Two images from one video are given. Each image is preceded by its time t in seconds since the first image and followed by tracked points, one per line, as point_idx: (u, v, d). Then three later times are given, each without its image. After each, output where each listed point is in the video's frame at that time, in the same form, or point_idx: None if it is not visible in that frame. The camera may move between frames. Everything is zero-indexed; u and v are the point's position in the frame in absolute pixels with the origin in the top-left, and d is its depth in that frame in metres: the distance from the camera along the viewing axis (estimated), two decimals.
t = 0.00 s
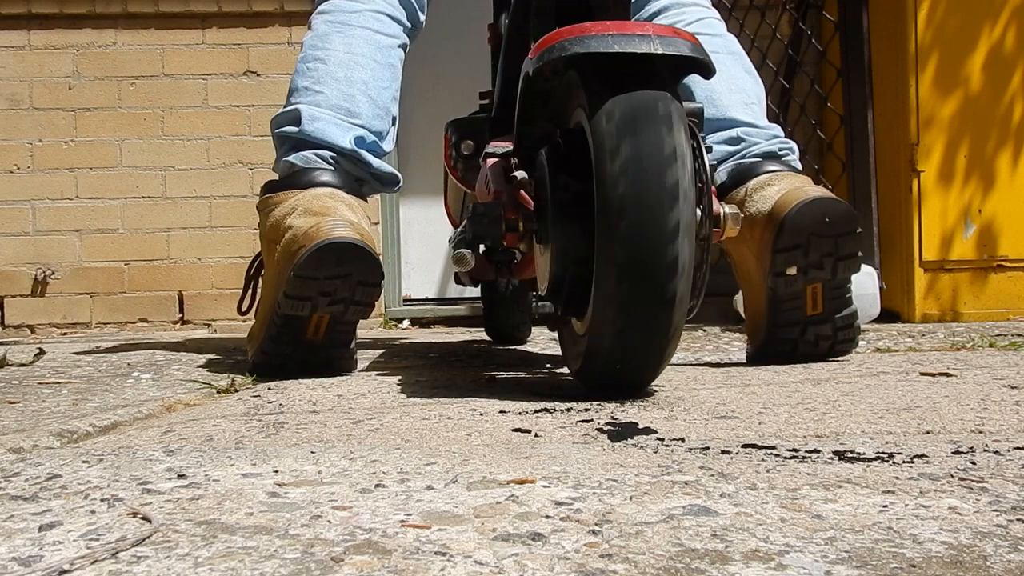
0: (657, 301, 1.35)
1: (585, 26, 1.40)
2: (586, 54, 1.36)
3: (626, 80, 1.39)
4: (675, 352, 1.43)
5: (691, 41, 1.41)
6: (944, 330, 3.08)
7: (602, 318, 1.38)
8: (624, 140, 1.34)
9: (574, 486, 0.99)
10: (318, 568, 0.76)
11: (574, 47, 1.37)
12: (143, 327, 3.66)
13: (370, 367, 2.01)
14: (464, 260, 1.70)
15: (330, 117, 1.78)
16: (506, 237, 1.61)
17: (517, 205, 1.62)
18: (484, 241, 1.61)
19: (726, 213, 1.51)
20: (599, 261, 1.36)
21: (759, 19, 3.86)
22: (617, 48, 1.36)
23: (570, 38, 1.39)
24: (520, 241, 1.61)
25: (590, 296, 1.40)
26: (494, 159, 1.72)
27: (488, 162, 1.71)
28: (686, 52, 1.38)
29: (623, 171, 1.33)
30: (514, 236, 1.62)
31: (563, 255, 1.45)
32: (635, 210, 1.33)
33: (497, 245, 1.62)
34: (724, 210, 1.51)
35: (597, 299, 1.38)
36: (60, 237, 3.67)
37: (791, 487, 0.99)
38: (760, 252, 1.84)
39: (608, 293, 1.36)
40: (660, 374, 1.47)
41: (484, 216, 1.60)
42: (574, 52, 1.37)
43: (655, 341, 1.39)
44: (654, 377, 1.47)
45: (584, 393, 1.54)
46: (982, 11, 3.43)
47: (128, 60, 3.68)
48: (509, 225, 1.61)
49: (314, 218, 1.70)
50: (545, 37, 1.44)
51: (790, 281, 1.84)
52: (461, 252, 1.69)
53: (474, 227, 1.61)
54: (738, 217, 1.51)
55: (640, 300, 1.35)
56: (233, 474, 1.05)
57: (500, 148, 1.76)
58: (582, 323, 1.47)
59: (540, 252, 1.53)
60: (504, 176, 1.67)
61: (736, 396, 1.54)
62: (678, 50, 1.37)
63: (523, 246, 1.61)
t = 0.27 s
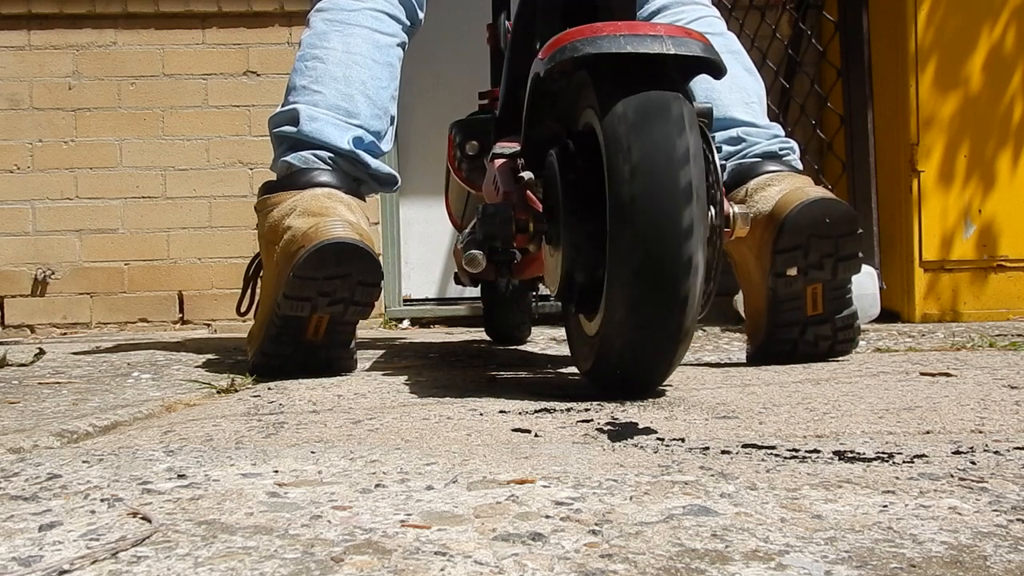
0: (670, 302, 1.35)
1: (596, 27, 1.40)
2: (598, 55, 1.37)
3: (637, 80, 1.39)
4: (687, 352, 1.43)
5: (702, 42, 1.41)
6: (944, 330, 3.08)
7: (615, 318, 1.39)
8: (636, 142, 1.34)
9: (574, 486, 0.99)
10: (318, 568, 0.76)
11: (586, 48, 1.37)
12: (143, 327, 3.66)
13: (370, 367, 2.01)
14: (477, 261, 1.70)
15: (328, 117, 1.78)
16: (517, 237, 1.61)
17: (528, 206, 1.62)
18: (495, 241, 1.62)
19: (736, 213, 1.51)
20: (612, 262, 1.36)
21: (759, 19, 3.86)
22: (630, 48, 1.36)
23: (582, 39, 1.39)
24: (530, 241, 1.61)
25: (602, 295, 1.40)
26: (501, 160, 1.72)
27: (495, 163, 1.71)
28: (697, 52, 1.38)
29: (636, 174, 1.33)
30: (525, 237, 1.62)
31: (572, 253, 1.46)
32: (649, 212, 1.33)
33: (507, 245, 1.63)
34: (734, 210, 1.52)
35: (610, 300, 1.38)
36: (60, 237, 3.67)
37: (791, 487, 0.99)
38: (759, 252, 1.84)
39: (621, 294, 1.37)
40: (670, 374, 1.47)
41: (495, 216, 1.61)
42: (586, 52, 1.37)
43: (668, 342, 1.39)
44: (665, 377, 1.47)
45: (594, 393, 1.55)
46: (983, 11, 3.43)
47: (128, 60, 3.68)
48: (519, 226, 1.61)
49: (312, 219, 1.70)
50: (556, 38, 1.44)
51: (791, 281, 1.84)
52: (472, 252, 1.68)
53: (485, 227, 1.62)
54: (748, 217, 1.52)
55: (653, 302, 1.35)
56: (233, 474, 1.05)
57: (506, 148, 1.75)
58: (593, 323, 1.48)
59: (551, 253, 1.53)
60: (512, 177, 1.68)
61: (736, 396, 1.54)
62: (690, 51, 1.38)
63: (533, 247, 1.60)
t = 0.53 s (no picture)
0: (671, 301, 1.35)
1: (598, 26, 1.40)
2: (600, 53, 1.37)
3: (638, 78, 1.39)
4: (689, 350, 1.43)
5: (704, 40, 1.41)
6: (944, 330, 3.08)
7: (617, 317, 1.39)
8: (637, 140, 1.34)
9: (574, 486, 0.99)
10: (318, 568, 0.76)
11: (587, 46, 1.37)
12: (143, 327, 3.66)
13: (370, 367, 2.01)
14: (477, 261, 1.70)
15: (329, 117, 1.78)
16: (518, 237, 1.62)
17: (529, 206, 1.62)
18: (496, 241, 1.62)
19: (737, 213, 1.51)
20: (614, 261, 1.36)
21: (759, 19, 3.86)
22: (632, 47, 1.37)
23: (584, 38, 1.39)
24: (532, 241, 1.61)
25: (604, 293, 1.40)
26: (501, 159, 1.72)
27: (496, 162, 1.71)
28: (699, 51, 1.38)
29: (637, 172, 1.33)
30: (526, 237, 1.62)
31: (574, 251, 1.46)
32: (650, 210, 1.33)
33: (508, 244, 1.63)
34: (734, 210, 1.51)
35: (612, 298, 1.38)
36: (60, 237, 3.67)
37: (790, 487, 0.99)
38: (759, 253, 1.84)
39: (623, 293, 1.37)
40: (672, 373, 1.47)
41: (497, 216, 1.61)
42: (587, 51, 1.37)
43: (670, 341, 1.39)
44: (667, 377, 1.47)
45: (596, 393, 1.55)
46: (982, 12, 3.43)
47: (128, 60, 3.68)
48: (520, 225, 1.61)
49: (312, 219, 1.70)
50: (557, 37, 1.44)
51: (791, 282, 1.83)
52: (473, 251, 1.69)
53: (485, 227, 1.62)
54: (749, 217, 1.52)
55: (655, 300, 1.35)
56: (233, 474, 1.05)
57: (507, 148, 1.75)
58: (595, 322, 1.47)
59: (552, 252, 1.54)
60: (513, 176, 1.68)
61: (736, 396, 1.54)
62: (691, 50, 1.38)
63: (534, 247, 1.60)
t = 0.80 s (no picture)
0: (664, 300, 1.35)
1: (593, 25, 1.40)
2: (594, 52, 1.37)
3: (633, 78, 1.39)
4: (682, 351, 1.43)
5: (699, 40, 1.41)
6: (944, 330, 3.08)
7: (609, 315, 1.38)
8: (632, 138, 1.34)
9: (574, 486, 0.99)
10: (318, 568, 0.76)
11: (582, 46, 1.37)
12: (143, 327, 3.66)
13: (370, 367, 2.01)
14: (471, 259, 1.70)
15: (333, 118, 1.78)
16: (512, 237, 1.60)
17: (524, 203, 1.61)
18: (491, 239, 1.62)
19: (731, 213, 1.50)
20: (607, 259, 1.36)
21: (759, 19, 3.86)
22: (626, 47, 1.37)
23: (579, 37, 1.39)
24: (526, 240, 1.59)
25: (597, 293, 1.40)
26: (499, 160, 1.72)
27: (493, 162, 1.71)
28: (693, 51, 1.38)
29: (631, 171, 1.33)
30: (521, 234, 1.60)
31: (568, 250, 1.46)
32: (643, 210, 1.33)
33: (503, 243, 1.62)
34: (730, 211, 1.51)
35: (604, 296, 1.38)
36: (60, 237, 3.67)
37: (791, 487, 0.99)
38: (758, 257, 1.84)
39: (616, 291, 1.36)
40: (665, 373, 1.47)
41: (491, 215, 1.61)
42: (582, 50, 1.37)
43: (662, 339, 1.39)
44: (659, 377, 1.47)
45: (590, 393, 1.55)
46: (982, 12, 3.43)
47: (128, 60, 3.68)
48: (515, 224, 1.60)
49: (314, 215, 1.70)
50: (552, 36, 1.44)
51: (790, 285, 1.83)
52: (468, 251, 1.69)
53: (480, 225, 1.61)
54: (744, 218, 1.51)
55: (648, 299, 1.35)
56: (233, 474, 1.05)
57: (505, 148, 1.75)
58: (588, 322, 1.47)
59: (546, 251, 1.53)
60: (509, 176, 1.68)
61: (736, 396, 1.54)
62: (686, 49, 1.38)
63: (528, 245, 1.58)
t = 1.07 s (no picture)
0: (668, 300, 1.35)
1: (596, 25, 1.40)
2: (598, 52, 1.37)
3: (635, 78, 1.39)
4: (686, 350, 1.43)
5: (701, 40, 1.41)
6: (944, 330, 3.08)
7: (613, 316, 1.39)
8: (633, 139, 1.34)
9: (574, 486, 0.99)
10: (318, 568, 0.76)
11: (585, 46, 1.37)
12: (143, 327, 3.66)
13: (369, 367, 2.01)
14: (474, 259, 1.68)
15: (346, 119, 1.78)
16: (515, 237, 1.61)
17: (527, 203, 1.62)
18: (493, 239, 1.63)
19: (735, 213, 1.52)
20: (610, 259, 1.36)
21: (759, 19, 3.86)
22: (629, 47, 1.36)
23: (583, 36, 1.39)
24: (529, 240, 1.60)
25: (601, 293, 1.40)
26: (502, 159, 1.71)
27: (496, 162, 1.70)
28: (696, 51, 1.38)
29: (634, 171, 1.33)
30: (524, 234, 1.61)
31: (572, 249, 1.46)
32: (647, 210, 1.33)
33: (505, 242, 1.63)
34: (733, 210, 1.52)
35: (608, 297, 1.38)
36: (60, 237, 3.67)
37: (790, 487, 0.99)
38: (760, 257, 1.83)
39: (619, 291, 1.37)
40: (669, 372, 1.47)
41: (494, 214, 1.61)
42: (585, 50, 1.37)
43: (666, 340, 1.38)
44: (663, 376, 1.47)
45: (594, 392, 1.55)
46: (982, 12, 3.43)
47: (128, 60, 3.68)
48: (518, 224, 1.61)
49: (323, 219, 1.70)
50: (555, 36, 1.44)
51: (792, 287, 1.83)
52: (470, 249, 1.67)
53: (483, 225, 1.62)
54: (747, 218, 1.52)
55: (651, 300, 1.35)
56: (233, 474, 1.05)
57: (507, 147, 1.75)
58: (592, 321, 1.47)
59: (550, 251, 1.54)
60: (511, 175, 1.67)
61: (736, 396, 1.54)
62: (689, 50, 1.38)
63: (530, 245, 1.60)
